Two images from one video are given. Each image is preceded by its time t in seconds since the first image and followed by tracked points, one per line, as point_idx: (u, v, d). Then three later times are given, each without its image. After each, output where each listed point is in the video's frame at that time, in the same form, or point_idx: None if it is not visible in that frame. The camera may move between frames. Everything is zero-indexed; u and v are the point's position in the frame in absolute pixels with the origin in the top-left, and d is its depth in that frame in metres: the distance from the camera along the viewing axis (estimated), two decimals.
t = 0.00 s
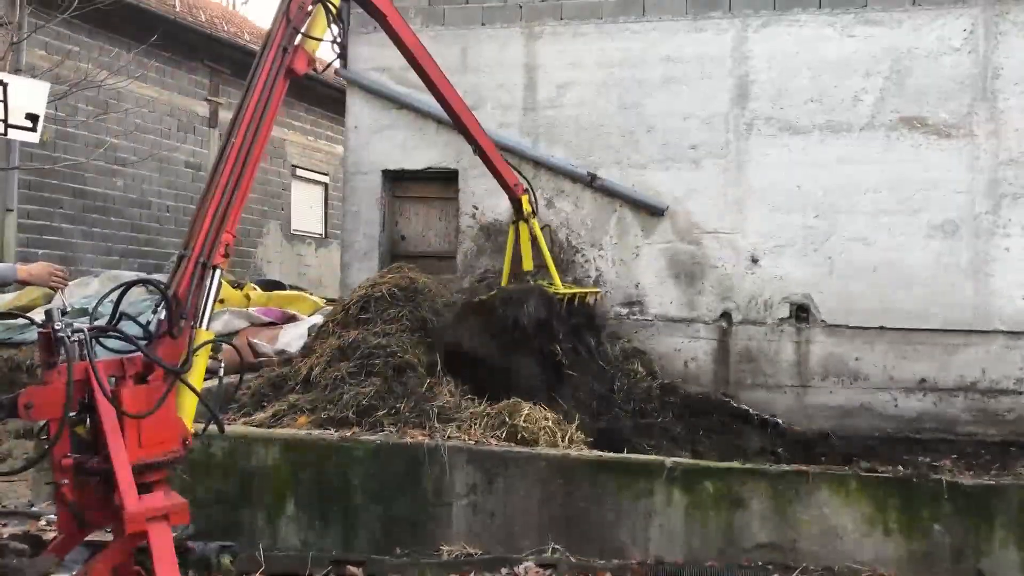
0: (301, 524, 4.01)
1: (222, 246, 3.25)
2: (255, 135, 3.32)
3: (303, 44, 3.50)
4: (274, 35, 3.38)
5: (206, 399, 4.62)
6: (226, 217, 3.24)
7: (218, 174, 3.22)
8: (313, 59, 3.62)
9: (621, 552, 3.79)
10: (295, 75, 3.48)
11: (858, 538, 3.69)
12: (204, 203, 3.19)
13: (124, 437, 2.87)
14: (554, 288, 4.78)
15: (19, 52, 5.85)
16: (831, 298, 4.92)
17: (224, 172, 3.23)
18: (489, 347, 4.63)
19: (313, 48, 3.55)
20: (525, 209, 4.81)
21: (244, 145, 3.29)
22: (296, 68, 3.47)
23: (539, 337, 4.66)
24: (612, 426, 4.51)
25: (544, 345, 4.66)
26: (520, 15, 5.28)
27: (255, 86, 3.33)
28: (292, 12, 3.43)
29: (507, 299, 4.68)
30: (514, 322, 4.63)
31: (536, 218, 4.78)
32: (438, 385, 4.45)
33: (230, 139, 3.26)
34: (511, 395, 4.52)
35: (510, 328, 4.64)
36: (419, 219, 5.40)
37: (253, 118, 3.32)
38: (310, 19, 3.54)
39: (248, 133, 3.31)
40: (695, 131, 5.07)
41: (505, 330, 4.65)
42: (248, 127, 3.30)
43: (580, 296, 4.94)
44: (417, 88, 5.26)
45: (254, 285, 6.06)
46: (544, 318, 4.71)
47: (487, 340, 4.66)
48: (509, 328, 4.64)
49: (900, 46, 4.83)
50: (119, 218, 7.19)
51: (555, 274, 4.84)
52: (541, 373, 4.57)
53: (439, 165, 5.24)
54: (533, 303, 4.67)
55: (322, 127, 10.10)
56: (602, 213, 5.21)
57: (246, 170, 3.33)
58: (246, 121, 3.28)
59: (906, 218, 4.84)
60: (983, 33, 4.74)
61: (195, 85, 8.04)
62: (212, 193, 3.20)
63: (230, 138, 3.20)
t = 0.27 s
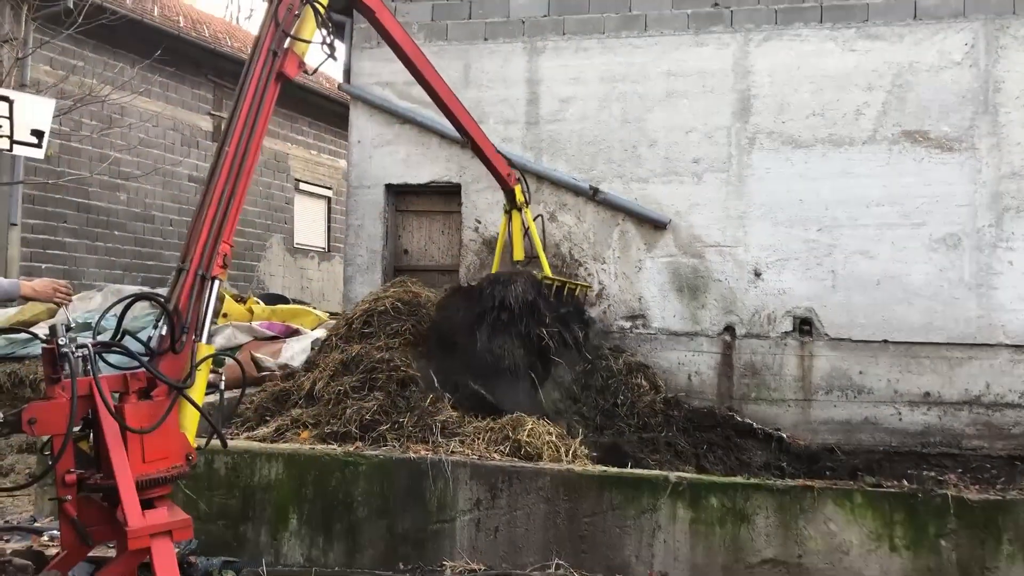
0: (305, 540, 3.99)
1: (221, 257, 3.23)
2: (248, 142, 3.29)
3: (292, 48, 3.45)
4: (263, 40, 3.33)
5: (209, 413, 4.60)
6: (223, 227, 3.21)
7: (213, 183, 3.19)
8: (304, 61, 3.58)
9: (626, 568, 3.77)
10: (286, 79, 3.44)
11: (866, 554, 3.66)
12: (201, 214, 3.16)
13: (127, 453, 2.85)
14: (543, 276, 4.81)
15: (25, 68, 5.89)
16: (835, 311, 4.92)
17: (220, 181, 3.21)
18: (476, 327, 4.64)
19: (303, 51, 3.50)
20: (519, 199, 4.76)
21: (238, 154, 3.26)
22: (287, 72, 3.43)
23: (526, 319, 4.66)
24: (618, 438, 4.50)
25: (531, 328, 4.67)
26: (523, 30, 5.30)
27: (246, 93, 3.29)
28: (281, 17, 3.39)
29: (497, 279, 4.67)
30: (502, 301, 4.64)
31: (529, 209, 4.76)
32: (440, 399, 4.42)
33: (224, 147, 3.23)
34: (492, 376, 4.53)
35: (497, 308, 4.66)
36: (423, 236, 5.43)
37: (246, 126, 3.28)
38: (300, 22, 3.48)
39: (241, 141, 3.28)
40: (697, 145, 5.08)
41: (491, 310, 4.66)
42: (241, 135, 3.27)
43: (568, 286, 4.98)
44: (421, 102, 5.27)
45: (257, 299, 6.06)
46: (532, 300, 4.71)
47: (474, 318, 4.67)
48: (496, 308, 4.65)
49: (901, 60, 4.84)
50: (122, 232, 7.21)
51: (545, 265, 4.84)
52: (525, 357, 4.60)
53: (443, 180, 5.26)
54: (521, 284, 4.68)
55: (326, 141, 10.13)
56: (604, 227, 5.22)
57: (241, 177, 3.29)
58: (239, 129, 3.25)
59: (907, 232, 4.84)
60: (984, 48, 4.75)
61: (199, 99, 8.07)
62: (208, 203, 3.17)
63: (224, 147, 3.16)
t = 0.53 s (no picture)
0: (308, 560, 3.99)
1: (223, 275, 3.22)
2: (248, 160, 3.26)
3: (291, 64, 3.41)
4: (261, 58, 3.30)
5: (213, 432, 4.59)
6: (225, 245, 3.19)
7: (213, 201, 3.17)
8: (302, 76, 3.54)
9: None
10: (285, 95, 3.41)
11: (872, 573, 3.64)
12: (202, 233, 3.14)
13: (131, 473, 2.82)
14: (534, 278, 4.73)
15: (30, 89, 5.94)
16: (839, 328, 4.92)
17: (221, 199, 3.19)
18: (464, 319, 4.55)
19: (301, 67, 3.46)
20: (516, 206, 4.72)
21: (239, 171, 3.24)
22: (285, 88, 3.39)
23: (515, 313, 4.53)
24: (622, 455, 4.50)
25: (519, 324, 4.53)
26: (525, 49, 5.33)
27: (245, 111, 3.26)
28: (278, 34, 3.35)
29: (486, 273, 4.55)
30: (490, 293, 4.53)
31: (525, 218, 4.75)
32: (444, 418, 4.41)
33: (224, 165, 3.21)
34: (474, 368, 4.47)
35: (485, 301, 4.54)
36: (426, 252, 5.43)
37: (245, 144, 3.26)
38: (298, 38, 3.44)
39: (241, 158, 3.26)
40: (699, 162, 5.09)
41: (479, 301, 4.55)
42: (241, 152, 3.24)
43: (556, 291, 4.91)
44: (424, 121, 5.30)
45: (261, 317, 6.07)
46: (521, 297, 4.56)
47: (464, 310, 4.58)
48: (483, 300, 4.53)
49: (902, 77, 4.86)
50: (126, 251, 7.23)
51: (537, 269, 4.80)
52: (509, 353, 4.47)
53: (445, 197, 5.28)
54: (510, 279, 4.56)
55: (329, 158, 10.18)
56: (607, 244, 5.23)
57: (243, 193, 3.27)
58: (239, 147, 3.22)
59: (910, 248, 4.85)
60: (985, 65, 4.77)
61: (203, 118, 8.12)
62: (210, 222, 3.16)
63: (224, 166, 3.14)
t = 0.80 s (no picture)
0: None
1: (228, 299, 3.19)
2: (256, 185, 3.24)
3: (300, 91, 3.40)
4: (271, 84, 3.29)
5: (216, 453, 4.58)
6: (231, 269, 3.17)
7: (220, 228, 3.14)
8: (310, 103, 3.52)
9: None
10: (294, 122, 3.39)
11: None
12: (209, 257, 3.12)
13: (135, 496, 2.80)
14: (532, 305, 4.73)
15: (34, 110, 5.98)
16: (843, 346, 4.91)
17: (228, 224, 3.17)
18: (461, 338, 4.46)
19: (310, 95, 3.44)
20: (515, 234, 4.73)
21: (246, 196, 3.22)
22: (294, 118, 3.37)
23: (511, 335, 4.44)
24: (627, 474, 4.47)
25: (515, 346, 4.43)
26: (527, 69, 5.35)
27: (254, 137, 3.24)
28: (288, 61, 3.34)
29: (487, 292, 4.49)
30: (486, 313, 4.43)
31: (524, 246, 4.76)
32: (448, 438, 4.38)
33: (232, 192, 3.18)
34: (466, 388, 4.37)
35: (482, 321, 4.44)
36: (429, 271, 5.45)
37: (254, 169, 3.24)
38: (307, 67, 3.43)
39: (248, 185, 3.22)
40: (702, 181, 5.10)
41: (476, 321, 4.46)
42: (249, 178, 3.23)
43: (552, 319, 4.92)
44: (426, 141, 5.33)
45: (264, 337, 6.07)
46: (518, 319, 4.48)
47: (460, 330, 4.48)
48: (480, 319, 4.44)
49: (903, 96, 4.87)
50: (129, 270, 7.25)
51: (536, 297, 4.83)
52: (503, 375, 4.38)
53: (447, 217, 5.28)
54: (508, 300, 4.48)
55: (332, 175, 10.22)
56: (610, 263, 5.23)
57: (249, 222, 3.22)
58: (247, 174, 3.20)
59: (914, 266, 4.84)
60: (986, 83, 4.78)
61: (206, 138, 8.17)
62: (216, 247, 3.14)
63: (232, 192, 3.12)
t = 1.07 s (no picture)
0: None
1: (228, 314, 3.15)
2: (254, 200, 3.20)
3: (297, 104, 3.35)
4: (267, 97, 3.24)
5: (217, 471, 4.54)
6: (230, 284, 3.13)
7: (218, 244, 3.10)
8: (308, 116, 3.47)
9: None
10: (291, 135, 3.34)
11: None
12: (207, 273, 3.08)
13: (136, 516, 2.76)
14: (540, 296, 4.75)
15: (38, 126, 6.00)
16: (849, 362, 4.87)
17: (227, 239, 3.12)
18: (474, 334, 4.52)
19: (307, 107, 3.39)
20: (518, 223, 4.76)
21: (244, 210, 3.18)
22: (290, 129, 3.32)
23: (523, 330, 4.51)
24: (632, 492, 4.43)
25: (526, 340, 4.50)
26: (530, 85, 5.35)
27: (250, 151, 3.19)
28: (284, 74, 3.29)
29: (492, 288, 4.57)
30: (496, 309, 4.52)
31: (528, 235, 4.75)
32: (451, 457, 4.33)
33: (230, 207, 3.14)
34: (480, 384, 4.45)
35: (492, 317, 4.52)
36: (432, 287, 5.43)
37: (251, 183, 3.20)
38: (305, 79, 3.36)
39: (246, 199, 3.19)
40: (706, 197, 5.08)
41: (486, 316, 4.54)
42: (246, 192, 3.18)
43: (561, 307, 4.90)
44: (430, 156, 5.32)
45: (266, 354, 6.05)
46: (528, 313, 4.54)
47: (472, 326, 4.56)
48: (490, 317, 4.53)
49: (908, 111, 4.85)
50: (132, 286, 7.24)
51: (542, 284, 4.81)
52: (517, 369, 4.43)
53: (450, 233, 5.27)
54: (518, 295, 4.55)
55: (335, 190, 10.23)
56: (614, 279, 5.21)
57: (248, 235, 3.19)
58: (244, 188, 3.16)
59: (920, 281, 4.81)
60: (991, 99, 4.76)
61: (210, 154, 8.19)
62: (215, 262, 3.09)
63: (230, 207, 3.08)
